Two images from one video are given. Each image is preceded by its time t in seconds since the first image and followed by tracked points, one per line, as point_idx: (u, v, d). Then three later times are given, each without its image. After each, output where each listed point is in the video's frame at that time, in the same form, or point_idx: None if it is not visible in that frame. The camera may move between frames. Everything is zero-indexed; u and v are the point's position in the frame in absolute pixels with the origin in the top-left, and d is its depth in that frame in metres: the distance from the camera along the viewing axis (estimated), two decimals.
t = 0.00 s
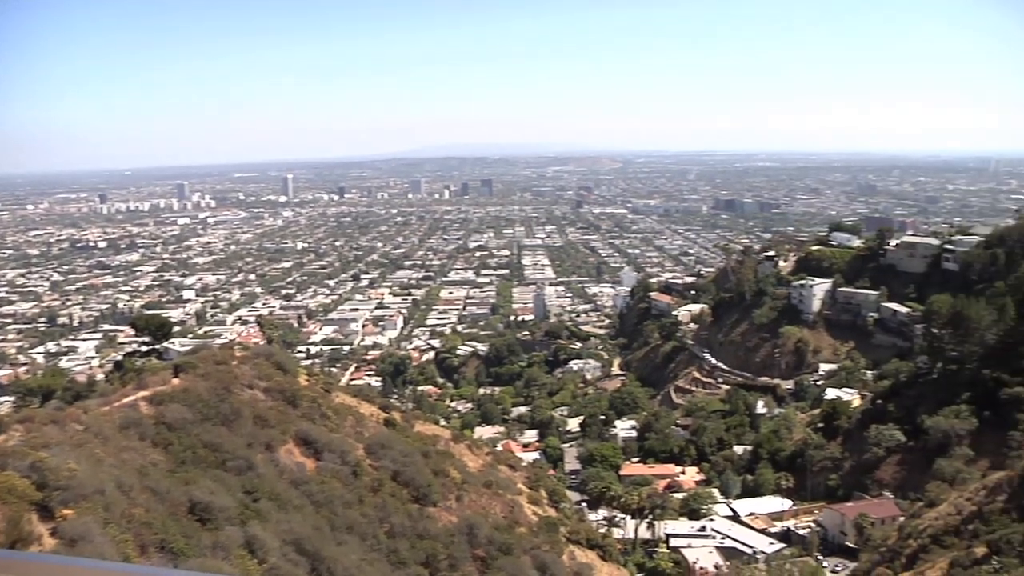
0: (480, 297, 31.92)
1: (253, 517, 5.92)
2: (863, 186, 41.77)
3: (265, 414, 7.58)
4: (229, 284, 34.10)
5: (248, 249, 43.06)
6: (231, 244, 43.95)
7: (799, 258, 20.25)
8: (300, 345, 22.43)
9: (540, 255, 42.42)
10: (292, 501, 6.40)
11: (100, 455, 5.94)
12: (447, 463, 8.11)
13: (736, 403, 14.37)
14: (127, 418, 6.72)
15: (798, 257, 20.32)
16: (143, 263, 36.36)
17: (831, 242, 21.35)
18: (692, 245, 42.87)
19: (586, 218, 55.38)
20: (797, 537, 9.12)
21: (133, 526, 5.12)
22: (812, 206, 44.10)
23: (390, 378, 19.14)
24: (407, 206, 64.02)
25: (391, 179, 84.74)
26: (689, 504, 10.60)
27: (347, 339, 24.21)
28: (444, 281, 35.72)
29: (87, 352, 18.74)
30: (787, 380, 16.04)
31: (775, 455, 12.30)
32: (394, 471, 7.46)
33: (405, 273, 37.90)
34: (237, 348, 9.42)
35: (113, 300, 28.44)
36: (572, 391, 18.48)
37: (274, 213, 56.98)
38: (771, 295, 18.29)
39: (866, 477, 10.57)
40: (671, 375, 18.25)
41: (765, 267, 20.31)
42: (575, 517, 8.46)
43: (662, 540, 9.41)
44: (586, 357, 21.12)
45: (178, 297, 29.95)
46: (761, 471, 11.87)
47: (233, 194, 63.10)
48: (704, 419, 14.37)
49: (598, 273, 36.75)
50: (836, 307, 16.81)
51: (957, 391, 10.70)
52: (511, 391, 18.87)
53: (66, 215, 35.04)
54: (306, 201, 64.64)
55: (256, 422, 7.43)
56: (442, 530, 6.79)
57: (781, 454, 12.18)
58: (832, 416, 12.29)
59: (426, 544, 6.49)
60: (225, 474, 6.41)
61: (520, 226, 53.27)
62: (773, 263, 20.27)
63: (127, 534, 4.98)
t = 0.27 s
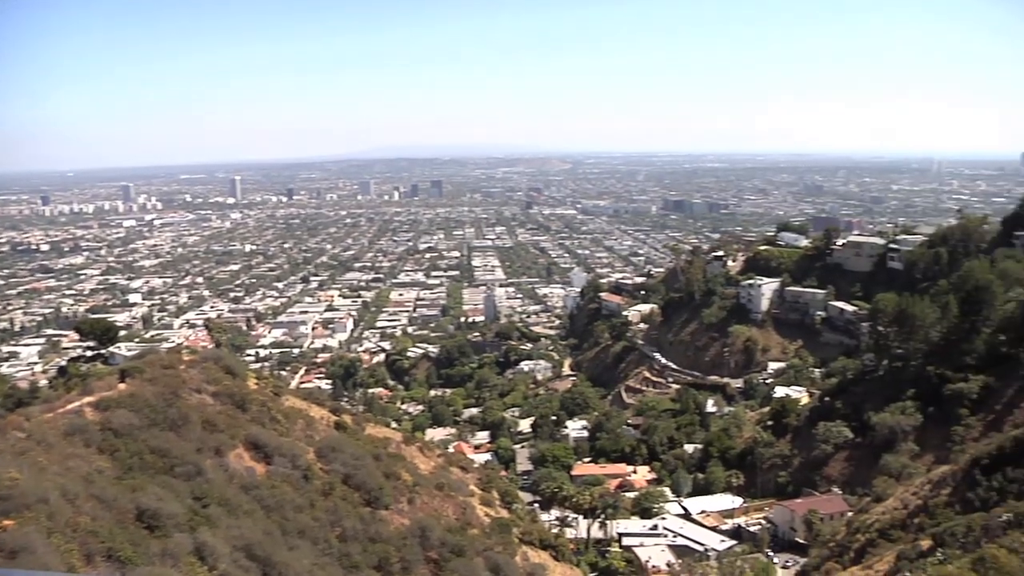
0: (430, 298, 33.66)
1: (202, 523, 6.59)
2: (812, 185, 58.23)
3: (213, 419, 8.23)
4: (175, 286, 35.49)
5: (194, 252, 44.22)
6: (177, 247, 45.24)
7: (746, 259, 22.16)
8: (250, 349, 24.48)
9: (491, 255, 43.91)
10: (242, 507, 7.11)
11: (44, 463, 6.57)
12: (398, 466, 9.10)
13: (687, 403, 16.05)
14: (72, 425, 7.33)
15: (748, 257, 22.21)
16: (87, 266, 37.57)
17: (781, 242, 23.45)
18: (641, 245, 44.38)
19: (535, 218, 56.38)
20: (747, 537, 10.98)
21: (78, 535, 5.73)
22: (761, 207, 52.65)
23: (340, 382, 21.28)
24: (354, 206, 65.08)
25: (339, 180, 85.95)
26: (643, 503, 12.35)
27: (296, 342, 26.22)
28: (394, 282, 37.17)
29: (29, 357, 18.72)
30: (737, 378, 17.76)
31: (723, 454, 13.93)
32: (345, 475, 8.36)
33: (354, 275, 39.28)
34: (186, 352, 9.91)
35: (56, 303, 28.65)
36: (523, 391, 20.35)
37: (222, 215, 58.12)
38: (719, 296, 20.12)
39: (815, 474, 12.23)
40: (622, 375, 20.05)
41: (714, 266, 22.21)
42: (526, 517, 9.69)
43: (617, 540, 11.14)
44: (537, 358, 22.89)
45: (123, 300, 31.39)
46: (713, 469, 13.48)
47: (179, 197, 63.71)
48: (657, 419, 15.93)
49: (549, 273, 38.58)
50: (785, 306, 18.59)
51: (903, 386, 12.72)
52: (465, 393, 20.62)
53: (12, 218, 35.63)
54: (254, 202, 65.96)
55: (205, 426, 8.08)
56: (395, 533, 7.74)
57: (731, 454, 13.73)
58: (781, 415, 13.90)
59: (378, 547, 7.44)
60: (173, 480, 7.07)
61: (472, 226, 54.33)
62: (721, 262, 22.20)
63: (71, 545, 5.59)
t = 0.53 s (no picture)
0: (381, 300, 34.57)
1: (151, 530, 6.94)
2: (759, 187, 62.15)
3: (162, 424, 8.50)
4: (122, 289, 36.08)
5: (141, 253, 44.41)
6: (123, 249, 45.55)
7: (698, 258, 24.49)
8: (199, 352, 25.75)
9: (443, 255, 44.63)
10: (192, 513, 7.47)
11: None
12: (349, 469, 9.68)
13: (640, 403, 17.73)
14: (15, 431, 7.48)
15: (698, 257, 24.61)
16: (31, 270, 38.80)
17: (731, 242, 25.83)
18: (591, 245, 45.03)
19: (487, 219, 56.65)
20: (699, 534, 12.24)
21: (23, 546, 6.05)
22: (709, 207, 54.46)
23: (291, 386, 22.06)
24: (303, 207, 65.23)
25: (289, 181, 86.04)
26: (595, 503, 13.45)
27: (246, 345, 27.21)
28: (345, 284, 37.83)
29: None
30: (688, 377, 20.00)
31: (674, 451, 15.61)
32: (297, 479, 8.83)
33: (304, 276, 39.67)
34: (133, 357, 10.20)
35: None
36: (474, 393, 21.59)
37: (170, 217, 58.22)
38: (669, 296, 22.25)
39: (765, 471, 13.74)
40: (575, 374, 21.93)
41: (664, 267, 24.30)
42: (477, 519, 10.44)
43: (570, 540, 12.10)
44: (488, 359, 24.63)
45: (68, 303, 32.59)
46: (664, 467, 15.12)
47: (125, 197, 63.68)
48: (609, 418, 17.63)
49: (500, 273, 39.41)
50: (736, 306, 20.89)
51: (850, 383, 14.44)
52: (415, 395, 21.84)
53: None
54: (203, 203, 66.20)
55: (153, 431, 8.35)
56: (348, 537, 8.30)
57: (682, 453, 15.34)
58: (731, 414, 15.66)
59: (330, 551, 8.00)
60: (121, 487, 7.33)
61: (423, 226, 54.78)
62: (670, 263, 24.29)
63: (16, 557, 5.92)
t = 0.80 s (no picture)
0: (338, 301, 34.55)
1: (105, 537, 6.84)
2: (713, 187, 63.20)
3: (115, 429, 8.41)
4: (73, 293, 35.57)
5: (92, 257, 43.81)
6: (74, 252, 44.89)
7: (653, 259, 25.29)
8: (154, 357, 25.53)
9: (399, 255, 44.68)
10: (147, 519, 7.38)
11: None
12: (307, 473, 9.71)
13: (596, 404, 18.04)
14: None
15: (654, 257, 25.44)
16: None
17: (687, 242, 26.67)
18: (548, 245, 45.41)
19: (444, 219, 56.85)
20: (657, 533, 12.50)
21: None
22: (664, 207, 55.16)
23: (247, 390, 21.97)
24: (259, 209, 64.84)
25: (243, 182, 85.14)
26: (552, 503, 13.54)
27: (200, 349, 27.05)
28: (301, 285, 37.70)
29: None
30: (645, 376, 20.55)
31: (630, 451, 15.93)
32: (253, 483, 8.82)
33: (259, 278, 39.45)
34: (84, 361, 10.15)
35: None
36: (432, 395, 21.63)
37: (122, 219, 57.46)
38: (625, 296, 22.79)
39: (722, 470, 14.15)
40: (532, 375, 22.33)
41: (620, 267, 24.93)
42: (434, 521, 10.53)
43: (528, 542, 12.14)
44: (446, 360, 24.72)
45: (17, 308, 31.99)
46: (622, 467, 15.43)
47: (76, 199, 62.64)
48: (566, 419, 17.86)
49: (457, 274, 39.52)
50: (691, 306, 21.46)
51: (806, 381, 15.00)
52: (373, 398, 21.86)
53: None
54: (156, 205, 65.44)
55: (106, 437, 8.25)
56: (305, 541, 8.30)
57: (640, 452, 15.67)
58: (688, 413, 16.05)
59: (287, 555, 7.97)
60: (73, 493, 7.21)
61: (379, 227, 54.76)
62: (627, 263, 24.94)
63: None
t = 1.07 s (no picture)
0: (298, 303, 34.38)
1: (60, 545, 6.74)
2: (672, 187, 63.83)
3: (71, 435, 8.30)
4: (26, 297, 34.91)
5: (47, 260, 43.06)
6: (28, 255, 44.08)
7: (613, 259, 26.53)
8: (111, 361, 25.20)
9: (359, 257, 44.60)
10: (104, 526, 7.29)
11: None
12: (267, 477, 9.65)
13: (558, 404, 18.25)
14: None
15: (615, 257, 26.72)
16: None
17: (646, 244, 27.80)
18: (508, 246, 45.49)
19: (405, 220, 56.82)
20: (620, 532, 12.63)
21: None
22: (624, 207, 55.62)
23: (206, 393, 21.77)
24: (218, 210, 64.26)
25: (200, 183, 84.23)
26: (515, 504, 13.50)
27: (158, 352, 26.78)
28: (261, 287, 37.44)
29: None
30: (605, 376, 21.22)
31: (593, 451, 16.08)
32: (214, 487, 8.77)
33: (219, 280, 39.09)
34: (39, 366, 10.05)
35: None
36: (392, 396, 21.56)
37: (77, 221, 56.49)
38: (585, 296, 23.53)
39: (684, 469, 14.50)
40: (493, 376, 22.81)
41: (580, 267, 25.77)
42: (396, 523, 10.59)
43: (490, 543, 12.13)
44: (406, 362, 24.73)
45: None
46: (584, 468, 15.55)
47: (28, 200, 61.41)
48: (529, 420, 17.97)
49: (418, 275, 39.56)
50: (652, 305, 22.27)
51: (766, 380, 15.48)
52: (333, 400, 21.78)
53: None
54: (112, 206, 64.48)
55: (62, 443, 8.14)
56: (267, 545, 8.28)
57: (601, 452, 15.87)
58: (649, 412, 16.32)
59: (249, 560, 7.94)
60: (27, 500, 7.08)
61: (340, 228, 54.55)
62: (587, 265, 25.90)
63: None
